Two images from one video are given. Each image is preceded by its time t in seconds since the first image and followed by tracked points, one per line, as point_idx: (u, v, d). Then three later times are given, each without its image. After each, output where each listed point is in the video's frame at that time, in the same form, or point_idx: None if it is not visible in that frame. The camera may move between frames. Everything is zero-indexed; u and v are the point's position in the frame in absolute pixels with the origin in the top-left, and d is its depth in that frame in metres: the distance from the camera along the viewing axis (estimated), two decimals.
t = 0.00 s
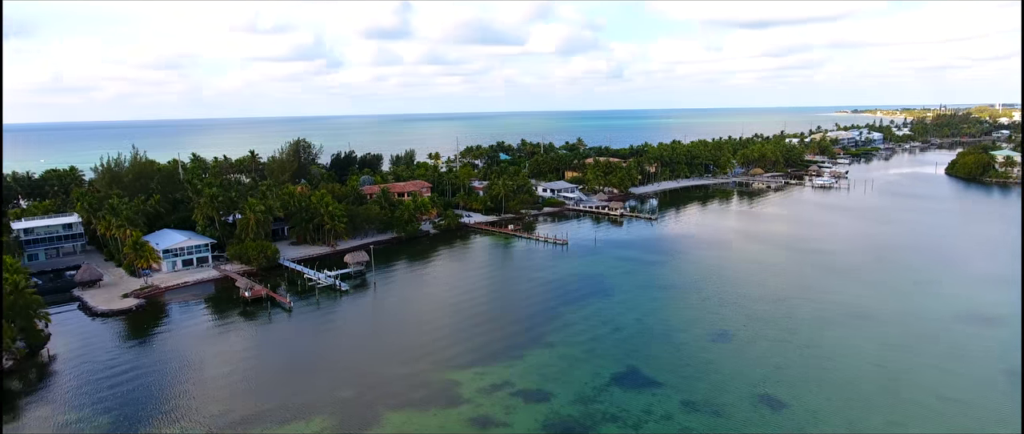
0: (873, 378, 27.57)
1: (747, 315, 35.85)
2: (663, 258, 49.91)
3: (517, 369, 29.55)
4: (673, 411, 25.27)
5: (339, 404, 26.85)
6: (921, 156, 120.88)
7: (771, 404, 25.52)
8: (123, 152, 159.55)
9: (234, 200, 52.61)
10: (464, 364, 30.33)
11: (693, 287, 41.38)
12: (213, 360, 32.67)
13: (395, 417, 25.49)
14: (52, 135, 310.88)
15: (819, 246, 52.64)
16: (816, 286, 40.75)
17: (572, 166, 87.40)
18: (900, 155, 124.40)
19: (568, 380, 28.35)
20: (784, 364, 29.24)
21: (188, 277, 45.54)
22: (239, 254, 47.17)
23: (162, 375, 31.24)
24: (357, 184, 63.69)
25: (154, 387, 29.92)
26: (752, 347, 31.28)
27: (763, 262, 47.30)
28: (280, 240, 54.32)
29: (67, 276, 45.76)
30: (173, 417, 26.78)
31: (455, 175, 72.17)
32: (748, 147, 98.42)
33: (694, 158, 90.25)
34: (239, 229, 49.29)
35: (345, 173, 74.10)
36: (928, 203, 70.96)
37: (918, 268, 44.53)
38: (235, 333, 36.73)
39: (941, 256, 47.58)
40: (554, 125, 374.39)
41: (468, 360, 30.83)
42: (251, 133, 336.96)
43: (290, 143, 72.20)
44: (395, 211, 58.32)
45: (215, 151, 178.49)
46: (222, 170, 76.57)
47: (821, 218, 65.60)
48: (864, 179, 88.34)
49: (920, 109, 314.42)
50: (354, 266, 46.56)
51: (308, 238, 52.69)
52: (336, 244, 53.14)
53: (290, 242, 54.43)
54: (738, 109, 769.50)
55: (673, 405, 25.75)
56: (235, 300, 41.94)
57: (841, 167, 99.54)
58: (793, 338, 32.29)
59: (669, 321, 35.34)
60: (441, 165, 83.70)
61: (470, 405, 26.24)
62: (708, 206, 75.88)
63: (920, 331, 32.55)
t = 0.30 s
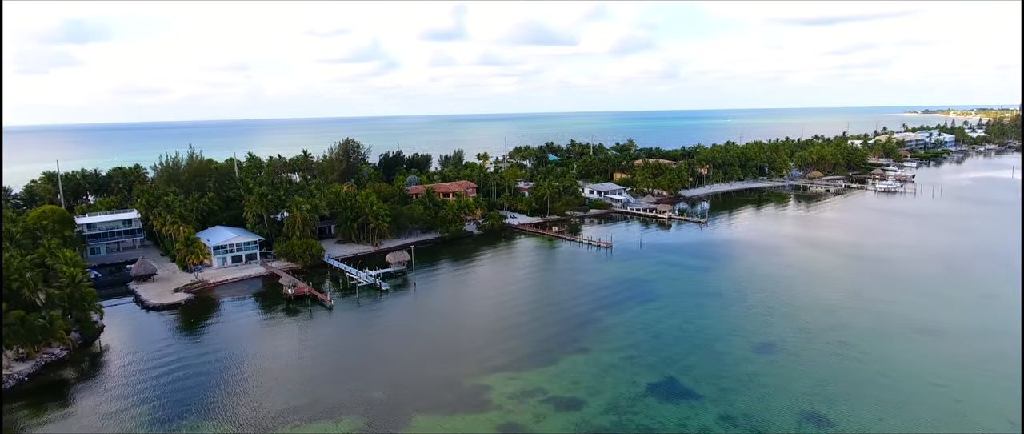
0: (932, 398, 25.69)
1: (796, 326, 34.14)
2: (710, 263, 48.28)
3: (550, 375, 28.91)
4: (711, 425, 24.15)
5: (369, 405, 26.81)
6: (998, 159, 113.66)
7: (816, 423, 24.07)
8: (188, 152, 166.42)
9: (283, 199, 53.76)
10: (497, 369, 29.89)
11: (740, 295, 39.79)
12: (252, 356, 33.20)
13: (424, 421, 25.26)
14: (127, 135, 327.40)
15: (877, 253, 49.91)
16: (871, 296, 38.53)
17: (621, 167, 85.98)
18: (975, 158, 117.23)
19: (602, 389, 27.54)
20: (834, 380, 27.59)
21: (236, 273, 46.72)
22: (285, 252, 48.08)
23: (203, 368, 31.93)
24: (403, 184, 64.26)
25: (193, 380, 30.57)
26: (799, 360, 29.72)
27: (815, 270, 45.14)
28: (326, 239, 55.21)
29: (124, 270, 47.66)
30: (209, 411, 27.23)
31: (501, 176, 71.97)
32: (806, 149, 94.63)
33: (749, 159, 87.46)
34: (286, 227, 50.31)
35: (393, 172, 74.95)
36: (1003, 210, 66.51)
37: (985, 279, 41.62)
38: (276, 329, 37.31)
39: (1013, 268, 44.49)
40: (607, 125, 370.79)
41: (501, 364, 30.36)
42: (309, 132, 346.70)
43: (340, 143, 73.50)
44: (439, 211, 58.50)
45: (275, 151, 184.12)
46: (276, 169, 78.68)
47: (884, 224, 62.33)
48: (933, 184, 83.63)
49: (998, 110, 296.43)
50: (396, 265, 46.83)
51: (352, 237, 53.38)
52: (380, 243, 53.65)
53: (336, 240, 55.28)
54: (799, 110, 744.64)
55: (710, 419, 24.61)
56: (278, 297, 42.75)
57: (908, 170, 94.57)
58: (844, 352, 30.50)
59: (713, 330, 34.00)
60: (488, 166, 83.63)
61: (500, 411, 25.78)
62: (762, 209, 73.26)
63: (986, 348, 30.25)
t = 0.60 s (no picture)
0: (990, 421, 23.81)
1: (844, 338, 32.36)
2: (755, 269, 46.49)
3: (580, 382, 28.17)
4: None
5: (395, 406, 26.61)
6: None
7: None
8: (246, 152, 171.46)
9: (326, 198, 54.53)
10: (526, 373, 29.32)
11: (785, 303, 38.07)
12: (286, 353, 33.48)
13: (448, 425, 24.92)
14: (190, 136, 340.72)
15: (938, 263, 47.04)
16: (929, 308, 36.21)
17: (668, 169, 84.08)
18: None
19: (634, 398, 26.62)
20: (881, 397, 25.92)
21: (279, 271, 47.52)
22: (327, 251, 48.60)
23: (237, 364, 32.33)
24: (445, 184, 64.41)
25: (228, 375, 30.95)
26: (845, 375, 28.09)
27: (868, 279, 42.80)
28: (367, 238, 55.71)
29: (173, 266, 49.15)
30: (239, 405, 27.46)
31: (544, 177, 71.35)
32: (865, 151, 90.51)
33: (803, 162, 84.22)
34: (328, 225, 50.96)
35: (436, 173, 75.30)
36: None
37: None
38: (311, 327, 37.56)
39: None
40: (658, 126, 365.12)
41: (531, 370, 29.74)
42: (361, 132, 353.73)
43: (385, 143, 74.27)
44: (480, 212, 58.31)
45: (327, 151, 188.32)
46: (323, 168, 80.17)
47: (947, 232, 58.83)
48: (1004, 188, 78.66)
49: None
50: (433, 266, 46.82)
51: (393, 237, 53.71)
52: (420, 243, 53.81)
53: (377, 240, 55.73)
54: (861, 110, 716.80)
55: None
56: (317, 295, 43.28)
57: (976, 174, 89.31)
58: (895, 367, 28.66)
59: (754, 340, 32.55)
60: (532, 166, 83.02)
61: (526, 418, 25.21)
62: (815, 214, 70.36)
63: None
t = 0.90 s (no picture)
0: None
1: (881, 350, 30.81)
2: (790, 276, 44.87)
3: (599, 391, 27.45)
4: None
5: (408, 411, 26.31)
6: None
7: None
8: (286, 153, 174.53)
9: (355, 198, 54.83)
10: (544, 380, 28.73)
11: (819, 312, 36.53)
12: (306, 353, 33.49)
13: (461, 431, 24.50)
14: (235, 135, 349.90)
15: (985, 272, 44.70)
16: (973, 320, 34.31)
17: (703, 171, 82.28)
18: None
19: (653, 409, 25.78)
20: (918, 416, 24.48)
21: (306, 270, 47.88)
22: (354, 251, 48.78)
23: (258, 363, 32.48)
24: (474, 185, 64.20)
25: (248, 374, 31.07)
26: (879, 390, 26.67)
27: (909, 288, 40.85)
28: (395, 239, 55.83)
29: (205, 264, 50.00)
30: (256, 405, 27.46)
31: (575, 178, 70.53)
32: (912, 154, 87.00)
33: (845, 164, 81.43)
34: (356, 226, 51.16)
35: (467, 174, 75.18)
36: None
37: None
38: (333, 328, 37.56)
39: None
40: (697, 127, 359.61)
41: (549, 376, 29.11)
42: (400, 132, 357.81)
43: (416, 143, 74.50)
44: (508, 213, 57.87)
45: (364, 151, 190.74)
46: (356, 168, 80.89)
47: (999, 239, 55.86)
48: None
49: None
50: (458, 268, 46.58)
51: (420, 238, 53.68)
52: (447, 244, 53.65)
53: (405, 240, 55.82)
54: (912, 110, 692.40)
55: None
56: (342, 295, 43.43)
57: None
58: (935, 383, 27.08)
59: (784, 350, 31.28)
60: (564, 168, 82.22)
61: (541, 426, 24.62)
62: (857, 218, 67.82)
63: None
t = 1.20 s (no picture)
0: None
1: (898, 359, 29.71)
2: (807, 281, 43.69)
3: (603, 398, 26.82)
4: None
5: (407, 416, 25.90)
6: None
7: None
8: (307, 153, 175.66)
9: (367, 199, 54.71)
10: (548, 386, 28.17)
11: (836, 319, 35.43)
12: (309, 355, 33.26)
13: None
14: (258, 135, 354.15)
15: (1013, 279, 43.03)
16: (998, 329, 32.95)
17: (722, 172, 80.92)
18: None
19: (658, 417, 25.09)
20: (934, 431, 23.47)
21: (316, 271, 47.82)
22: (364, 251, 48.59)
23: (261, 365, 32.29)
24: (488, 186, 63.78)
25: (250, 376, 30.89)
26: (894, 403, 25.66)
27: (932, 294, 39.51)
28: (407, 240, 55.61)
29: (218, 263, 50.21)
30: (255, 408, 27.26)
31: (590, 179, 69.72)
32: (939, 155, 84.72)
33: (869, 166, 79.48)
34: (367, 226, 51.02)
35: (482, 174, 74.78)
36: None
37: None
38: (338, 329, 37.33)
39: None
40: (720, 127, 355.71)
41: (552, 383, 28.51)
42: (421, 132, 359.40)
43: (431, 144, 74.30)
44: (521, 215, 57.34)
45: (383, 151, 191.58)
46: (372, 168, 80.98)
47: None
48: None
49: None
50: (468, 269, 46.17)
51: (432, 239, 53.40)
52: (458, 245, 53.30)
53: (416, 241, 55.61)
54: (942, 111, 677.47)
55: None
56: (350, 296, 43.25)
57: None
58: (955, 397, 25.96)
59: (797, 358, 30.33)
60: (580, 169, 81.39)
61: None
62: (880, 221, 66.06)
63: None
